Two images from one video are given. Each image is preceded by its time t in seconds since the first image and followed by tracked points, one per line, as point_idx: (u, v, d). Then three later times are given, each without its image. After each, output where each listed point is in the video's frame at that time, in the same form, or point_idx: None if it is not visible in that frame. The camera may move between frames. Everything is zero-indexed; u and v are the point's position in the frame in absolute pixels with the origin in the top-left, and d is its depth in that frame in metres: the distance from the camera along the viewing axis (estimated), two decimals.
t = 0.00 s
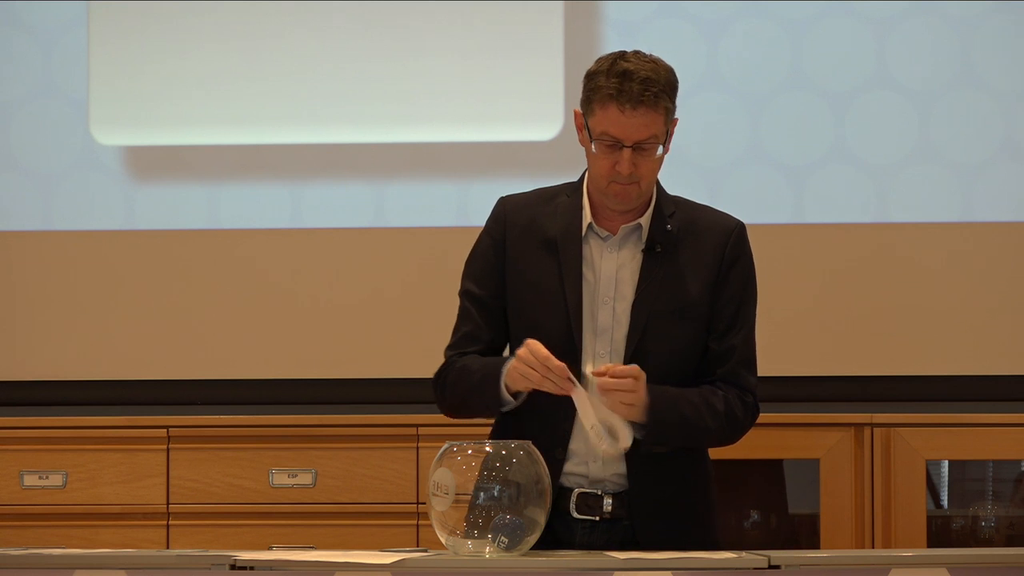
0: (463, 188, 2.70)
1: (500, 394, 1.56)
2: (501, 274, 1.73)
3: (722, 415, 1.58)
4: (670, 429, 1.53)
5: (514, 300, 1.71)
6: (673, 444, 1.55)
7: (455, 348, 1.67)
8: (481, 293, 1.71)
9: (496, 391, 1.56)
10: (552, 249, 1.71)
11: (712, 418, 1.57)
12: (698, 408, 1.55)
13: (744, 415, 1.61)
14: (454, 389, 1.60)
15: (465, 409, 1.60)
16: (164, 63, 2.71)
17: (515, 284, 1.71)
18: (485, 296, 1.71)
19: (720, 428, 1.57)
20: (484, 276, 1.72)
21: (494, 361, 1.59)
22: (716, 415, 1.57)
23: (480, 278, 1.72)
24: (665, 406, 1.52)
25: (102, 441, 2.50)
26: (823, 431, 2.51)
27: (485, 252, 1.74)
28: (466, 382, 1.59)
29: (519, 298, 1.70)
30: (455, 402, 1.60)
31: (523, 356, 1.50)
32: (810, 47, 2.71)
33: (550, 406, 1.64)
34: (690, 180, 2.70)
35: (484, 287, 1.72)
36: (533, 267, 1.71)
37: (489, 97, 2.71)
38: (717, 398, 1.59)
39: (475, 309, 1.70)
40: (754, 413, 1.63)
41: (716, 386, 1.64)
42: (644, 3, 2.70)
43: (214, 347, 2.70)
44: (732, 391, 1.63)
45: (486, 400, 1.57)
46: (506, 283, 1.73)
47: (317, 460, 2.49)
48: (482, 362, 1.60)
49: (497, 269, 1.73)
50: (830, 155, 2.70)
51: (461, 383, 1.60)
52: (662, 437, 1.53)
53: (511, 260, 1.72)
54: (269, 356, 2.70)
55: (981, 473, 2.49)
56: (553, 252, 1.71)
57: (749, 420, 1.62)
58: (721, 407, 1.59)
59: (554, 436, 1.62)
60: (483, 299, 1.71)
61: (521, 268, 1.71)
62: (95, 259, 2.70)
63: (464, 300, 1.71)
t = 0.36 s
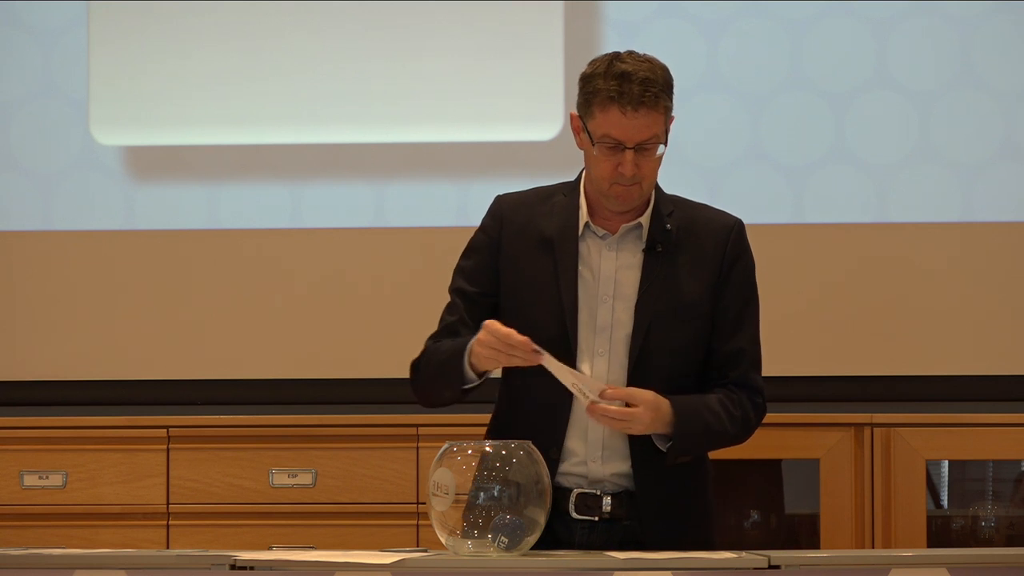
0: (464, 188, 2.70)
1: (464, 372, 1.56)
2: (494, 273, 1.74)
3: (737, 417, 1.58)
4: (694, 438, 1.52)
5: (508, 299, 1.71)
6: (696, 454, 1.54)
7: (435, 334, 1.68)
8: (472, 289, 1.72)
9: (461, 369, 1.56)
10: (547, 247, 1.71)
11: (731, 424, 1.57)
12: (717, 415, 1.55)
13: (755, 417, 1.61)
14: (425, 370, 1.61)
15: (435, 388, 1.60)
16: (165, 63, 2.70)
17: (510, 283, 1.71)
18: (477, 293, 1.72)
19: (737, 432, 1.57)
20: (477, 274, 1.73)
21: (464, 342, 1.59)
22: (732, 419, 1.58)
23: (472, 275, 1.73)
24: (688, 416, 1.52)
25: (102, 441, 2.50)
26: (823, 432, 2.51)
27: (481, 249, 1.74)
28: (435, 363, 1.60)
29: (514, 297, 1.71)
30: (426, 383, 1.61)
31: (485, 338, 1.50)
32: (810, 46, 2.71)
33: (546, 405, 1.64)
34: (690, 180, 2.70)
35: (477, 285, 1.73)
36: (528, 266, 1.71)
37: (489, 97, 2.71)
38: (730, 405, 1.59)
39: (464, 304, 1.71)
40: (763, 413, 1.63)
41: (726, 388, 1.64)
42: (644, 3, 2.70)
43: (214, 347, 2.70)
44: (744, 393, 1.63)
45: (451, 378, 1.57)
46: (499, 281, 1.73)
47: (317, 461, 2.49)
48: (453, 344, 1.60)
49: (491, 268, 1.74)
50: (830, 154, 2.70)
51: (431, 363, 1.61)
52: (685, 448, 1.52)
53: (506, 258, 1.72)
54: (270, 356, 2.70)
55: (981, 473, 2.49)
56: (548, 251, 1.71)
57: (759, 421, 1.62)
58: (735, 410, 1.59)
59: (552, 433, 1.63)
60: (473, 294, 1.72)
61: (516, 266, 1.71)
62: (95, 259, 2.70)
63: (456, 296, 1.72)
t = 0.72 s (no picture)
0: (464, 188, 2.70)
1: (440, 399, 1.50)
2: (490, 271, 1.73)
3: (742, 424, 1.58)
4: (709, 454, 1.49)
5: (506, 299, 1.71)
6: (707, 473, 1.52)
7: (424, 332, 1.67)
8: (466, 288, 1.71)
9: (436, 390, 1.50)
10: (544, 248, 1.70)
11: (737, 432, 1.56)
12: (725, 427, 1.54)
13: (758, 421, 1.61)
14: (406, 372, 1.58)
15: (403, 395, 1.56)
16: (166, 63, 2.70)
17: (507, 283, 1.71)
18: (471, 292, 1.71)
19: (742, 441, 1.57)
20: (473, 273, 1.72)
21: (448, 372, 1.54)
22: (737, 427, 1.57)
23: (467, 273, 1.72)
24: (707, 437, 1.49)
25: (102, 441, 2.50)
26: (823, 432, 2.51)
27: (478, 248, 1.73)
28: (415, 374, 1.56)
29: (511, 297, 1.70)
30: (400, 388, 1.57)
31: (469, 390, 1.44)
32: (811, 46, 2.71)
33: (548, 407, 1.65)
34: (690, 181, 2.70)
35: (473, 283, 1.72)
36: (526, 267, 1.70)
37: (489, 97, 2.71)
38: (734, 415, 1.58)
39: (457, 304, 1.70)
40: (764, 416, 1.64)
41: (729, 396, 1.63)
42: (644, 3, 2.70)
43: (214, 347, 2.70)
44: (747, 398, 1.63)
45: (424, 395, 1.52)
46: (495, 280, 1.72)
47: (317, 460, 2.49)
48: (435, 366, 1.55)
49: (487, 266, 1.72)
50: (830, 154, 2.70)
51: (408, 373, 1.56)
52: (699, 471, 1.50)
53: (503, 258, 1.72)
54: (270, 356, 2.70)
55: (981, 473, 2.50)
56: (547, 251, 1.70)
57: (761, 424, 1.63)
58: (741, 417, 1.59)
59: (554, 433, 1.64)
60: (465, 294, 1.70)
61: (514, 266, 1.71)
62: (95, 259, 2.70)
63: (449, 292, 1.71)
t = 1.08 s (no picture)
0: (464, 188, 2.70)
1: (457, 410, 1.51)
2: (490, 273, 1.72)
3: (744, 425, 1.62)
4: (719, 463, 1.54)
5: (507, 301, 1.70)
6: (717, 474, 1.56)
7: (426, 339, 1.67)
8: (466, 289, 1.70)
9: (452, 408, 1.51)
10: (546, 249, 1.70)
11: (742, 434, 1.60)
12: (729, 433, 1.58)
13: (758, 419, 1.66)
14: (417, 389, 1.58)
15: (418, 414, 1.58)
16: (165, 63, 2.71)
17: (508, 285, 1.70)
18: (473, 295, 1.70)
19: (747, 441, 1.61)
20: (473, 275, 1.71)
21: (459, 390, 1.55)
22: (740, 428, 1.62)
23: (467, 277, 1.71)
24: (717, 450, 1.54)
25: (102, 441, 2.50)
26: (823, 432, 2.51)
27: (477, 249, 1.72)
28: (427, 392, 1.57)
29: (514, 298, 1.70)
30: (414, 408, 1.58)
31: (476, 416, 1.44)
32: (811, 46, 2.71)
33: (556, 407, 1.65)
34: (689, 181, 2.70)
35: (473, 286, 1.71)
36: (527, 268, 1.70)
37: (488, 97, 2.71)
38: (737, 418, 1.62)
39: (459, 310, 1.69)
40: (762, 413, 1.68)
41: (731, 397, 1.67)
42: (644, 3, 2.70)
43: (214, 347, 2.70)
44: (747, 398, 1.67)
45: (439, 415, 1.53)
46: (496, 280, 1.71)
47: (317, 460, 2.49)
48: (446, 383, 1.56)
49: (487, 268, 1.71)
50: (830, 154, 2.70)
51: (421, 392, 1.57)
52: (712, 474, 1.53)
53: (503, 260, 1.71)
54: (270, 356, 2.70)
55: (981, 473, 2.50)
56: (549, 250, 1.70)
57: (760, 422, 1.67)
58: (744, 419, 1.63)
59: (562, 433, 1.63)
60: (468, 299, 1.69)
61: (514, 268, 1.70)
62: (94, 259, 2.70)
63: (449, 297, 1.70)
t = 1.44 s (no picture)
0: (464, 188, 2.70)
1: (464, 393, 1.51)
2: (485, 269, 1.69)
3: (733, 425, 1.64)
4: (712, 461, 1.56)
5: (503, 299, 1.68)
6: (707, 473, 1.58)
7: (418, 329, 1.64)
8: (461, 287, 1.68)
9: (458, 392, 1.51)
10: (543, 247, 1.68)
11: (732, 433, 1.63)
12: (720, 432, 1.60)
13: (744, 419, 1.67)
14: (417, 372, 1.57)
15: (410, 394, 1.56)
16: (165, 63, 2.70)
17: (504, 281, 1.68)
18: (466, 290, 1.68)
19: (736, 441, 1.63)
20: (468, 271, 1.69)
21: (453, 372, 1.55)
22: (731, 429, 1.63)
23: (461, 272, 1.69)
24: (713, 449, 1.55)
25: (102, 441, 2.50)
26: (823, 432, 2.50)
27: (471, 244, 1.70)
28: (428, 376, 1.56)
29: (510, 296, 1.68)
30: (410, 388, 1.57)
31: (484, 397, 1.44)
32: (811, 46, 2.71)
33: (559, 408, 1.64)
34: (689, 181, 2.70)
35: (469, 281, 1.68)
36: (524, 267, 1.68)
37: (488, 97, 2.71)
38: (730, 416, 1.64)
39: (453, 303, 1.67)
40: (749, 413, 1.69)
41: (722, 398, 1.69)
42: (644, 2, 2.70)
43: (214, 347, 2.70)
44: (735, 399, 1.68)
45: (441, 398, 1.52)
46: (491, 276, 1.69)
47: (317, 461, 2.49)
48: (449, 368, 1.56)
49: (481, 264, 1.69)
50: (830, 154, 2.70)
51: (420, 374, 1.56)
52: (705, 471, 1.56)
53: (499, 256, 1.69)
54: (270, 355, 2.70)
55: (981, 473, 2.50)
56: (546, 247, 1.68)
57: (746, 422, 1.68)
58: (733, 419, 1.64)
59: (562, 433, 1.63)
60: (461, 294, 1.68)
61: (511, 266, 1.68)
62: (95, 258, 2.70)
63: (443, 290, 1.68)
